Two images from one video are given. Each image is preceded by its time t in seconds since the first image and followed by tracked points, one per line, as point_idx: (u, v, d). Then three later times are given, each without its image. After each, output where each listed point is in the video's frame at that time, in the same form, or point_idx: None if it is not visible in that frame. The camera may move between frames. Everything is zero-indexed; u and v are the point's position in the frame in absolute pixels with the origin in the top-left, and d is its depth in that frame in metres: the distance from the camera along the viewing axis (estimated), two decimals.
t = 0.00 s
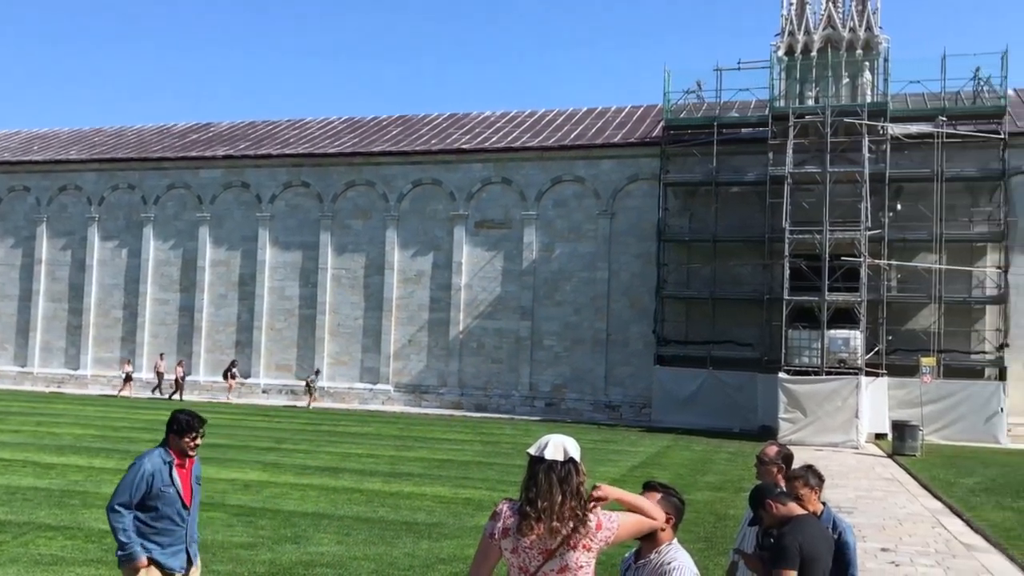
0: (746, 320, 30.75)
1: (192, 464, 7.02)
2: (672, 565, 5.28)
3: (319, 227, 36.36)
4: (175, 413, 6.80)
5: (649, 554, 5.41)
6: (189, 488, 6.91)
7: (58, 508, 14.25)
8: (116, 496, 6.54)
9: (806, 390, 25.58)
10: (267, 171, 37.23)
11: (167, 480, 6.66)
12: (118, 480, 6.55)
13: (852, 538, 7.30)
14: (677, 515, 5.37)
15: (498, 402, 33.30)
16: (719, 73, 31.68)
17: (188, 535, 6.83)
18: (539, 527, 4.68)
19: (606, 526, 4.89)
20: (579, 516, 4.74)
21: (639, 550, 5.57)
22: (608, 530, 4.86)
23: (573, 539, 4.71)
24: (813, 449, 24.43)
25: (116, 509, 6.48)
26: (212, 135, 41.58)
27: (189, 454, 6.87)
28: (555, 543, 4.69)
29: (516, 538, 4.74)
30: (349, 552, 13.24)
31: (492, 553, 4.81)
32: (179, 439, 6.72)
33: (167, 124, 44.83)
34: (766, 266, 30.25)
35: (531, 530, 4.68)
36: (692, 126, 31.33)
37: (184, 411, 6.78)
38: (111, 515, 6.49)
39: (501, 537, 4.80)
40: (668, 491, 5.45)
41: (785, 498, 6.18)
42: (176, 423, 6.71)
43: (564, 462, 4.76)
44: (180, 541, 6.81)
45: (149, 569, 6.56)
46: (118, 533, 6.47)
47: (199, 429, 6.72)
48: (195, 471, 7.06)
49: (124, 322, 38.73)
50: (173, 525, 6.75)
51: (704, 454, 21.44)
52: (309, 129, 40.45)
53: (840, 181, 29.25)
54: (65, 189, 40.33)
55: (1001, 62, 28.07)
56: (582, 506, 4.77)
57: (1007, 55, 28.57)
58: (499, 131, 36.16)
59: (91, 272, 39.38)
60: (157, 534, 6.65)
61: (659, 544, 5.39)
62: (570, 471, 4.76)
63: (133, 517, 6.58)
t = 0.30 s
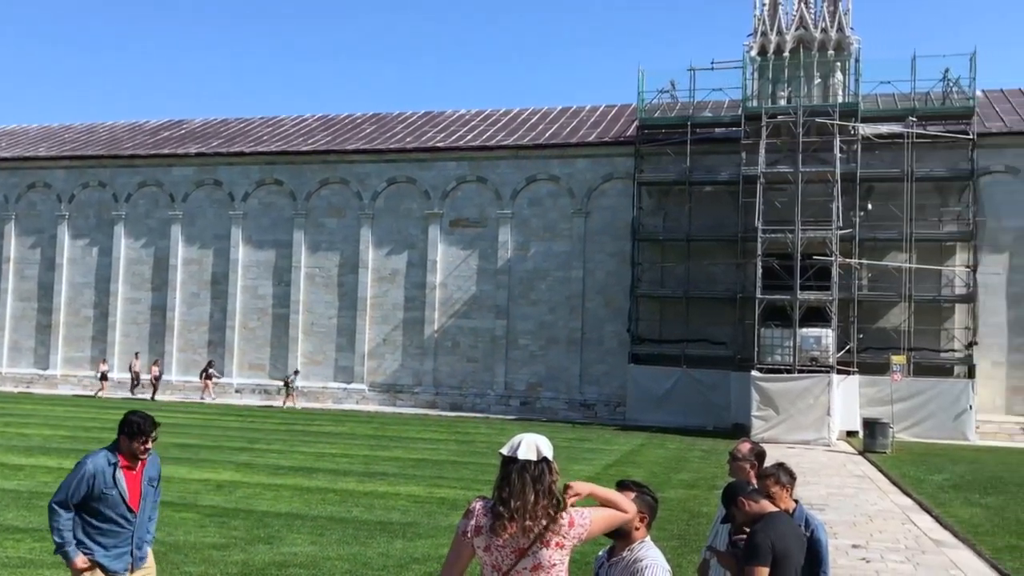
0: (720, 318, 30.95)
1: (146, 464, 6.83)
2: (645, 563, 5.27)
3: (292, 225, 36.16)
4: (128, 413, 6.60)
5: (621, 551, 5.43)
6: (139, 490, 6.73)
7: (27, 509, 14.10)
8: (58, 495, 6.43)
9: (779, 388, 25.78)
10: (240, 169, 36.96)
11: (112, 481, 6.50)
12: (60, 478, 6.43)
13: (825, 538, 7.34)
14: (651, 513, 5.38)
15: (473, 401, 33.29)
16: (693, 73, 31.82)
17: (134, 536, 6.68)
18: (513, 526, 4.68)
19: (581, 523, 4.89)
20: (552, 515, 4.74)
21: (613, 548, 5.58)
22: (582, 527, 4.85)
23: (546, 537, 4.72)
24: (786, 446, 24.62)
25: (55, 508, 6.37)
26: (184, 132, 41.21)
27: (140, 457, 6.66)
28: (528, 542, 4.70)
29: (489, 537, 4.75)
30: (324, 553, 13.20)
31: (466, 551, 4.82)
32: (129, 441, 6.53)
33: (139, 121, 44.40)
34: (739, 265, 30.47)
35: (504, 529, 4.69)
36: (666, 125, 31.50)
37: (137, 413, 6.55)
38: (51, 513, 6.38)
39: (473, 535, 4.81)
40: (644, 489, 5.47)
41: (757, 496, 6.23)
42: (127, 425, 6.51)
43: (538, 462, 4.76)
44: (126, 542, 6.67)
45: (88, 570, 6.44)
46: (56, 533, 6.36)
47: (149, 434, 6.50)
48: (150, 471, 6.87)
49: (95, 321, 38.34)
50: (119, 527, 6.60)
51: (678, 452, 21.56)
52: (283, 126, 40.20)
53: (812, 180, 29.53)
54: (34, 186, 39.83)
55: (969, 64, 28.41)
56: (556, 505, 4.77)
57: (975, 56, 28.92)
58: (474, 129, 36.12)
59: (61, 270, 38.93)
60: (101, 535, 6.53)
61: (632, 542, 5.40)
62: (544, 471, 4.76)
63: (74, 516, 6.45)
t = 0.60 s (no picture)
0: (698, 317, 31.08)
1: (111, 463, 6.77)
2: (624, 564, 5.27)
3: (271, 223, 35.97)
4: (91, 411, 6.54)
5: (599, 553, 5.43)
6: (102, 489, 6.67)
7: None
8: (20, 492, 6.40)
9: (757, 386, 25.94)
10: (217, 166, 36.72)
11: (72, 479, 6.46)
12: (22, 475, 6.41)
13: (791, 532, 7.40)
14: (630, 513, 5.42)
15: (452, 400, 33.25)
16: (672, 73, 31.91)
17: (98, 534, 6.63)
18: (492, 526, 4.65)
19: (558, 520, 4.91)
20: (532, 513, 4.74)
21: (590, 549, 5.57)
22: (560, 525, 4.87)
23: (524, 536, 4.71)
24: (763, 444, 24.75)
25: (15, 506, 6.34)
26: (161, 129, 40.90)
27: (104, 455, 6.60)
28: (508, 540, 4.69)
29: (467, 536, 4.73)
30: (302, 552, 13.14)
31: (443, 551, 4.81)
32: (91, 439, 6.48)
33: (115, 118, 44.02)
34: (717, 264, 30.62)
35: (482, 530, 4.67)
36: (645, 124, 31.63)
37: (101, 411, 6.49)
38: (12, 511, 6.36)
39: (451, 533, 4.79)
40: (623, 490, 5.49)
41: (735, 493, 6.20)
42: (90, 423, 6.45)
43: (520, 461, 4.74)
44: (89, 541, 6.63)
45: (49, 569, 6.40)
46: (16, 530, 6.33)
47: (111, 432, 6.44)
48: (116, 469, 6.80)
49: (70, 320, 38.00)
50: (81, 525, 6.55)
51: (657, 450, 21.64)
52: (261, 124, 39.99)
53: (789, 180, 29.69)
54: (8, 184, 39.41)
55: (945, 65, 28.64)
56: (535, 503, 4.77)
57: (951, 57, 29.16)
58: (454, 128, 36.06)
59: (36, 269, 38.54)
60: (62, 533, 6.49)
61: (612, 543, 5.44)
62: (525, 470, 4.75)
63: (34, 514, 6.41)
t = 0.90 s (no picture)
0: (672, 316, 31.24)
1: (71, 463, 6.69)
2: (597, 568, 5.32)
3: (243, 220, 35.74)
4: (48, 411, 6.47)
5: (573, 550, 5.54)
6: (61, 490, 6.59)
7: None
8: None
9: (730, 384, 26.10)
10: (190, 163, 36.44)
11: (28, 481, 6.40)
12: None
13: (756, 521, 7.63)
14: (605, 512, 5.45)
15: (426, 399, 33.21)
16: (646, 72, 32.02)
17: (57, 535, 6.56)
18: (465, 524, 4.64)
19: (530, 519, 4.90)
20: (504, 511, 4.73)
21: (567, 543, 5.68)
22: (532, 523, 4.86)
23: (496, 533, 4.69)
24: (735, 442, 24.89)
25: None
26: (132, 126, 40.52)
27: (62, 455, 6.53)
28: (481, 538, 4.68)
29: (441, 537, 4.71)
30: (274, 552, 13.06)
31: (417, 554, 4.77)
32: (48, 439, 6.41)
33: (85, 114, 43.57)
34: (690, 263, 30.77)
35: (455, 528, 4.65)
36: (620, 123, 31.66)
37: (57, 411, 6.43)
38: None
39: (423, 536, 4.76)
40: (598, 489, 5.46)
41: (707, 491, 6.17)
42: (46, 423, 6.38)
43: (490, 459, 4.75)
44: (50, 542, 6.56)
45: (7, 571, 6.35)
46: None
47: (67, 431, 6.36)
48: (76, 469, 6.72)
49: (39, 318, 37.59)
50: (40, 526, 6.48)
51: (630, 448, 21.72)
52: (234, 121, 39.73)
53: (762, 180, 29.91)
54: None
55: (915, 65, 28.93)
56: (507, 501, 4.77)
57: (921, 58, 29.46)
58: (428, 125, 36.01)
59: (4, 266, 38.08)
60: (20, 535, 6.43)
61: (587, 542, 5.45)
62: (495, 468, 4.76)
63: None
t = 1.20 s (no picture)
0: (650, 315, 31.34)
1: (41, 460, 6.62)
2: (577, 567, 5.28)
3: (221, 218, 35.53)
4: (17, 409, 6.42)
5: (552, 549, 5.43)
6: (30, 489, 6.52)
7: None
8: None
9: (707, 382, 26.15)
10: (167, 160, 36.20)
11: None
12: None
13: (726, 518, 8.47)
14: (583, 510, 5.36)
15: (405, 397, 33.17)
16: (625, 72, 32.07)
17: (29, 534, 6.51)
18: (443, 523, 4.64)
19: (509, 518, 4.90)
20: (483, 509, 4.74)
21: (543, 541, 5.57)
22: (511, 522, 4.85)
23: (475, 531, 4.69)
24: (712, 440, 24.99)
25: None
26: (108, 122, 40.19)
27: (29, 453, 6.47)
28: (460, 536, 4.67)
29: (419, 536, 4.70)
30: (250, 551, 12.99)
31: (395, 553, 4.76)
32: (17, 437, 6.36)
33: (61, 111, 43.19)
34: (669, 262, 30.91)
35: (434, 526, 4.65)
36: (599, 122, 31.65)
37: (26, 409, 6.38)
38: None
39: (402, 535, 4.74)
40: (575, 487, 5.35)
41: (685, 489, 6.17)
42: (14, 421, 6.33)
43: (469, 458, 4.76)
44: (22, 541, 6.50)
45: None
46: None
47: (36, 428, 6.33)
48: (46, 467, 6.64)
49: (14, 316, 37.25)
50: (10, 526, 6.42)
51: (608, 446, 21.76)
52: (211, 118, 39.51)
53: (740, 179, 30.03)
54: None
55: (893, 66, 29.14)
56: (485, 499, 4.78)
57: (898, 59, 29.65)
58: (408, 123, 35.94)
59: None
60: None
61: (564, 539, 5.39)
62: (474, 466, 4.77)
63: None
